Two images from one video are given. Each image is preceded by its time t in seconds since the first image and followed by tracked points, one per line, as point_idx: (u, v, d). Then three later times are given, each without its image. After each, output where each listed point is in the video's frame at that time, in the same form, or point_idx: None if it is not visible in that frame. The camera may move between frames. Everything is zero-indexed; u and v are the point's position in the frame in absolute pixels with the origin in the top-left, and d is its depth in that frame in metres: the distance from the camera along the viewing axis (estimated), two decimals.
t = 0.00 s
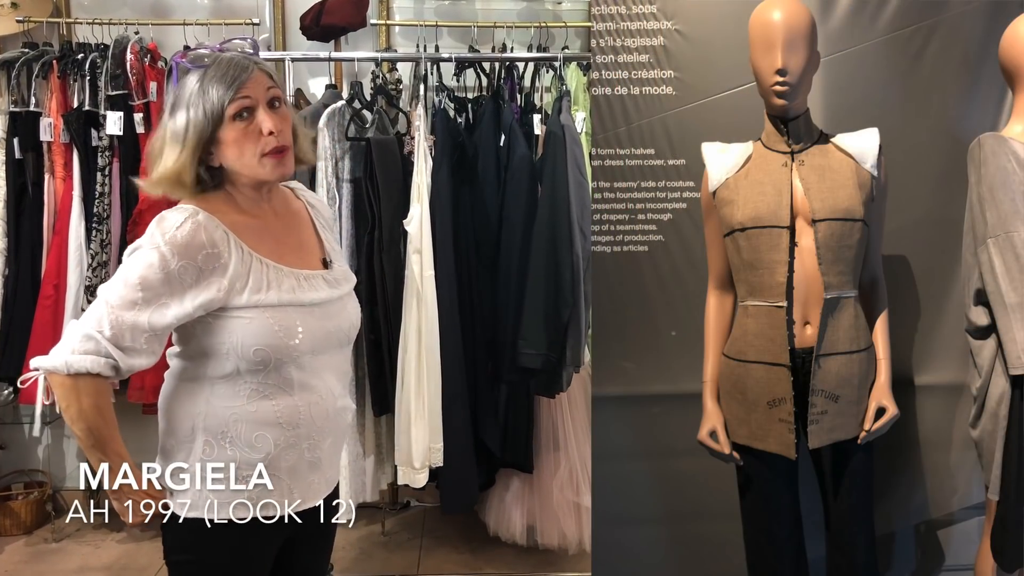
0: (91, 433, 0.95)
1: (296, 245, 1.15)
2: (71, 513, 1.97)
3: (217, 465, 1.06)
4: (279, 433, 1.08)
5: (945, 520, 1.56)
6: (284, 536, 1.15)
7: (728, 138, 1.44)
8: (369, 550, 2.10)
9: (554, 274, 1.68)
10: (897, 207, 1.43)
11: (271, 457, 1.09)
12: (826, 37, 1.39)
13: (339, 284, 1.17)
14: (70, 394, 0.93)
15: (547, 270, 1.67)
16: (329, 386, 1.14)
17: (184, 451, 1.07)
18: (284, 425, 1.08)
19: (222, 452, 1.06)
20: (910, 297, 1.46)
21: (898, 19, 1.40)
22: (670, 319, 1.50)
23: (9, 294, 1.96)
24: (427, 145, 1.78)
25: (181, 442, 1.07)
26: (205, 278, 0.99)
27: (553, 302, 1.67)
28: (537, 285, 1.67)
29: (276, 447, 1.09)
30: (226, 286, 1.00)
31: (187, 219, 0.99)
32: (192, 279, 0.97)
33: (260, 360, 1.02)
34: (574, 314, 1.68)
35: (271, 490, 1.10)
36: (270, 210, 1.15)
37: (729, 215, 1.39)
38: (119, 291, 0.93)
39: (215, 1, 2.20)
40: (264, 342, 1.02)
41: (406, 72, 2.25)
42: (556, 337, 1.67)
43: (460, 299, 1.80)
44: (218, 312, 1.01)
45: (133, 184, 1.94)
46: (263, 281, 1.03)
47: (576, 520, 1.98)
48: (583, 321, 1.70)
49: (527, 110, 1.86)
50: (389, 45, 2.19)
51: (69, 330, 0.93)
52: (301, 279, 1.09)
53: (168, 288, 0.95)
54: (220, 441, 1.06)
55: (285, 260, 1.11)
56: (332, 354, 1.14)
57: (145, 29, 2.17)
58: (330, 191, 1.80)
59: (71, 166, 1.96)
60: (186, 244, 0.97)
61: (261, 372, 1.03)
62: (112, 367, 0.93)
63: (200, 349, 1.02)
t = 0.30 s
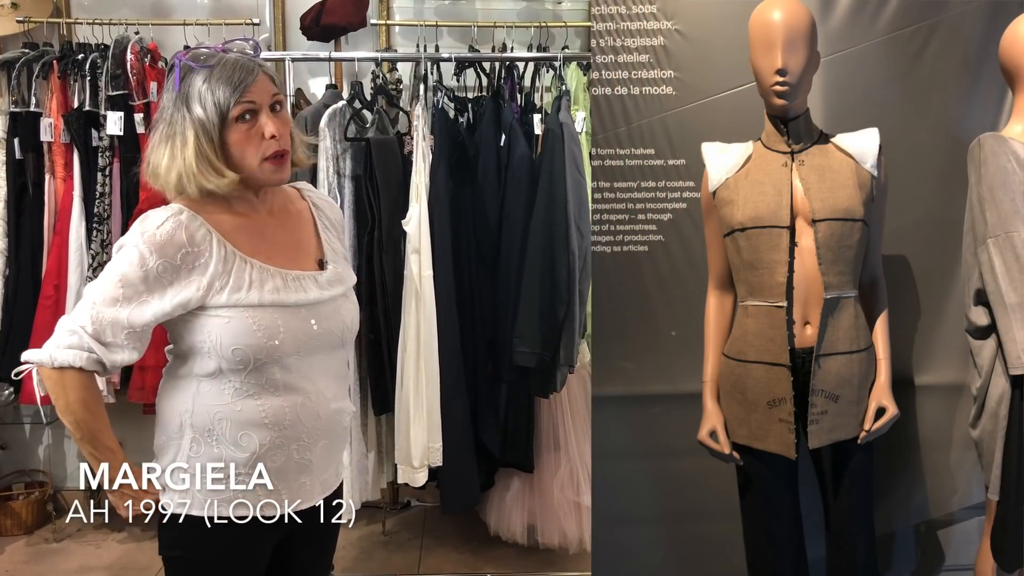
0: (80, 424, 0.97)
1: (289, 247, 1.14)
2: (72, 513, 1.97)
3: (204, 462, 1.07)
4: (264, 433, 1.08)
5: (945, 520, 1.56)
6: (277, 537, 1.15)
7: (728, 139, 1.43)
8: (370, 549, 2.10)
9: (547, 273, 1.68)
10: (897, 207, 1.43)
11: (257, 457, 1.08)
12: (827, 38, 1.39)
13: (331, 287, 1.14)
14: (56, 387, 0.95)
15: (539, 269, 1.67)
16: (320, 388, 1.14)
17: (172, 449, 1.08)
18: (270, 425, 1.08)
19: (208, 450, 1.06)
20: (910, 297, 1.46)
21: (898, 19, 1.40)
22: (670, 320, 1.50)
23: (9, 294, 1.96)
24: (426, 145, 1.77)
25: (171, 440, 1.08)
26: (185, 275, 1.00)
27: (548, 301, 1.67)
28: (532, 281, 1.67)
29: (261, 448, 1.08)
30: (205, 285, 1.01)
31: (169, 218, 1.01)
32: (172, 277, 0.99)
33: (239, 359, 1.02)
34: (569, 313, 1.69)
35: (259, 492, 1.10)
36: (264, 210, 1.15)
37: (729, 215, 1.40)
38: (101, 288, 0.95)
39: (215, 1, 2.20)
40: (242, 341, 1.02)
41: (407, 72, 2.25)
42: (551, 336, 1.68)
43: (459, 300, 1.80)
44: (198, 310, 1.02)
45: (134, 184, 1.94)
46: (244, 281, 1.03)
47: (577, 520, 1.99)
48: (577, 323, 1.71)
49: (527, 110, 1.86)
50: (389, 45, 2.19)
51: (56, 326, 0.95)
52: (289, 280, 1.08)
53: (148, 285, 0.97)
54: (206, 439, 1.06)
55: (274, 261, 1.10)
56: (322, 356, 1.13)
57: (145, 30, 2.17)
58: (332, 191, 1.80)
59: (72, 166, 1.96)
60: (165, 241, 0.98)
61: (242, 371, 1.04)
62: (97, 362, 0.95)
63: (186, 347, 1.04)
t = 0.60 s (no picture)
0: (80, 425, 0.97)
1: (285, 246, 1.15)
2: (72, 514, 1.97)
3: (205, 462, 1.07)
4: (266, 432, 1.08)
5: (945, 520, 1.56)
6: (278, 538, 1.16)
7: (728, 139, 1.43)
8: (370, 549, 2.10)
9: (547, 272, 1.68)
10: (897, 207, 1.43)
11: (261, 455, 1.09)
12: (826, 38, 1.39)
13: (328, 284, 1.16)
14: (55, 388, 0.95)
15: (539, 268, 1.67)
16: (321, 386, 1.14)
17: (174, 449, 1.08)
18: (272, 423, 1.08)
19: (211, 450, 1.06)
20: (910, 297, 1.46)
21: (898, 19, 1.40)
22: (670, 319, 1.50)
23: (9, 295, 1.96)
24: (425, 144, 1.77)
25: (172, 441, 1.08)
26: (185, 275, 1.00)
27: (548, 300, 1.67)
28: (533, 278, 1.68)
29: (264, 446, 1.08)
30: (206, 284, 1.01)
31: (169, 217, 1.00)
32: (172, 276, 0.99)
33: (241, 357, 1.03)
34: (568, 312, 1.69)
35: (262, 491, 1.10)
36: (261, 208, 1.14)
37: (729, 215, 1.40)
38: (100, 289, 0.94)
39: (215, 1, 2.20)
40: (245, 339, 1.02)
41: (407, 71, 2.25)
42: (550, 335, 1.68)
43: (456, 299, 1.80)
44: (200, 309, 1.02)
45: (134, 185, 1.94)
46: (244, 279, 1.03)
47: (577, 520, 1.98)
48: (576, 324, 1.71)
49: (527, 110, 1.86)
50: (389, 45, 2.19)
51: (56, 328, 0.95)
52: (288, 279, 1.08)
53: (147, 285, 0.97)
54: (208, 439, 1.06)
55: (272, 260, 1.10)
56: (321, 354, 1.13)
57: (145, 30, 2.17)
58: (333, 191, 1.78)
59: (72, 167, 1.96)
60: (165, 240, 0.98)
61: (244, 370, 1.04)
62: (97, 363, 0.95)
63: (186, 348, 1.04)
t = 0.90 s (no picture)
0: (106, 443, 0.95)
1: (286, 245, 1.17)
2: (72, 514, 1.97)
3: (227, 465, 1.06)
4: (290, 428, 1.10)
5: (945, 520, 1.56)
6: (282, 537, 1.17)
7: (728, 139, 1.43)
8: (370, 549, 2.10)
9: (548, 273, 1.68)
10: (896, 207, 1.43)
11: (283, 452, 1.11)
12: (826, 37, 1.39)
13: (328, 279, 1.20)
14: (86, 403, 0.92)
15: (543, 268, 1.68)
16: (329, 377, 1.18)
17: (194, 456, 1.06)
18: (296, 418, 1.11)
19: (237, 452, 1.07)
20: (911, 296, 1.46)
21: (898, 19, 1.40)
22: (670, 320, 1.50)
23: (9, 295, 1.96)
24: (423, 144, 1.77)
25: (193, 447, 1.06)
26: (220, 277, 0.99)
27: (551, 300, 1.68)
28: (535, 282, 1.68)
29: (287, 442, 1.11)
30: (239, 285, 1.01)
31: (196, 219, 0.98)
32: (206, 278, 0.97)
33: (273, 356, 1.04)
34: (570, 313, 1.68)
35: (282, 487, 1.12)
36: (261, 205, 1.16)
37: (729, 215, 1.40)
38: (134, 295, 0.91)
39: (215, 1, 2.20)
40: (277, 338, 1.04)
41: (406, 71, 2.25)
42: (553, 336, 1.68)
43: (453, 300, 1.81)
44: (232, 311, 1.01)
45: (134, 185, 1.94)
46: (273, 278, 1.06)
47: (578, 520, 1.98)
48: (579, 324, 1.70)
49: (527, 110, 1.86)
50: (389, 45, 2.19)
51: (84, 336, 0.92)
52: (301, 276, 1.12)
53: (184, 288, 0.95)
54: (234, 442, 1.06)
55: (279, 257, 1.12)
56: (327, 346, 1.17)
57: (145, 30, 2.17)
58: (333, 191, 1.77)
59: (72, 167, 1.96)
60: (199, 242, 0.96)
61: (272, 368, 1.05)
62: (131, 372, 0.93)
63: (209, 352, 1.03)
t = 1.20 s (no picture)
0: (146, 449, 0.95)
1: (285, 240, 1.19)
2: (72, 514, 1.97)
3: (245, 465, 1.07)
4: (303, 425, 1.13)
5: (945, 520, 1.56)
6: (284, 537, 1.17)
7: (728, 139, 1.43)
8: (369, 549, 2.10)
9: (547, 280, 1.68)
10: (895, 207, 1.43)
11: (298, 450, 1.14)
12: (826, 37, 1.39)
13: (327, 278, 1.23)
14: (135, 412, 0.92)
15: (547, 270, 1.68)
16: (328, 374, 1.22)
17: (212, 458, 1.05)
18: (310, 417, 1.14)
19: (257, 453, 1.08)
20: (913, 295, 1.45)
21: (898, 19, 1.40)
22: (670, 320, 1.50)
23: (9, 295, 1.96)
24: (422, 143, 1.77)
25: (214, 450, 1.06)
26: (256, 279, 1.01)
27: (553, 301, 1.67)
28: (536, 284, 1.68)
29: (302, 440, 1.14)
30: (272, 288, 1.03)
31: (230, 221, 0.99)
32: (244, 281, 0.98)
33: (298, 355, 1.08)
34: (573, 313, 1.68)
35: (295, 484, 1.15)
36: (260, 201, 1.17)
37: (729, 215, 1.40)
38: (179, 299, 0.91)
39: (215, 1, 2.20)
40: (303, 338, 1.08)
41: (406, 71, 2.25)
42: (556, 336, 1.68)
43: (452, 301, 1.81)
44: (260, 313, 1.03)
45: (134, 184, 1.94)
46: (297, 279, 1.08)
47: (578, 520, 1.98)
48: (582, 324, 1.70)
49: (527, 109, 1.87)
50: (389, 45, 2.19)
51: (124, 342, 0.90)
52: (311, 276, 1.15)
53: (226, 290, 0.95)
54: (255, 443, 1.08)
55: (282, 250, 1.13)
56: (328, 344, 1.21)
57: (145, 29, 2.17)
58: (333, 191, 1.78)
59: (72, 166, 1.96)
60: (239, 245, 0.98)
61: (294, 368, 1.09)
62: (176, 375, 0.92)
63: (234, 354, 1.04)
